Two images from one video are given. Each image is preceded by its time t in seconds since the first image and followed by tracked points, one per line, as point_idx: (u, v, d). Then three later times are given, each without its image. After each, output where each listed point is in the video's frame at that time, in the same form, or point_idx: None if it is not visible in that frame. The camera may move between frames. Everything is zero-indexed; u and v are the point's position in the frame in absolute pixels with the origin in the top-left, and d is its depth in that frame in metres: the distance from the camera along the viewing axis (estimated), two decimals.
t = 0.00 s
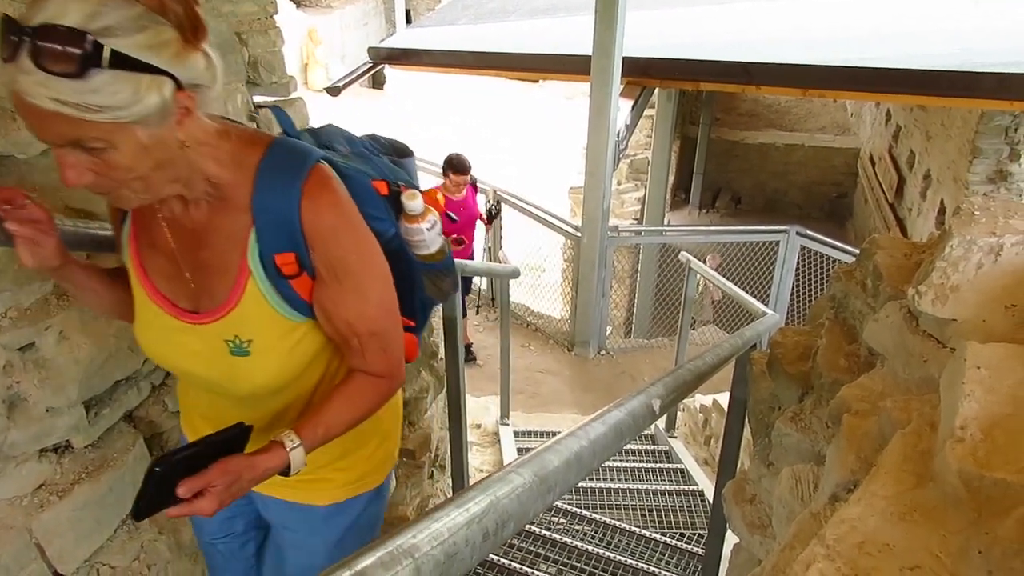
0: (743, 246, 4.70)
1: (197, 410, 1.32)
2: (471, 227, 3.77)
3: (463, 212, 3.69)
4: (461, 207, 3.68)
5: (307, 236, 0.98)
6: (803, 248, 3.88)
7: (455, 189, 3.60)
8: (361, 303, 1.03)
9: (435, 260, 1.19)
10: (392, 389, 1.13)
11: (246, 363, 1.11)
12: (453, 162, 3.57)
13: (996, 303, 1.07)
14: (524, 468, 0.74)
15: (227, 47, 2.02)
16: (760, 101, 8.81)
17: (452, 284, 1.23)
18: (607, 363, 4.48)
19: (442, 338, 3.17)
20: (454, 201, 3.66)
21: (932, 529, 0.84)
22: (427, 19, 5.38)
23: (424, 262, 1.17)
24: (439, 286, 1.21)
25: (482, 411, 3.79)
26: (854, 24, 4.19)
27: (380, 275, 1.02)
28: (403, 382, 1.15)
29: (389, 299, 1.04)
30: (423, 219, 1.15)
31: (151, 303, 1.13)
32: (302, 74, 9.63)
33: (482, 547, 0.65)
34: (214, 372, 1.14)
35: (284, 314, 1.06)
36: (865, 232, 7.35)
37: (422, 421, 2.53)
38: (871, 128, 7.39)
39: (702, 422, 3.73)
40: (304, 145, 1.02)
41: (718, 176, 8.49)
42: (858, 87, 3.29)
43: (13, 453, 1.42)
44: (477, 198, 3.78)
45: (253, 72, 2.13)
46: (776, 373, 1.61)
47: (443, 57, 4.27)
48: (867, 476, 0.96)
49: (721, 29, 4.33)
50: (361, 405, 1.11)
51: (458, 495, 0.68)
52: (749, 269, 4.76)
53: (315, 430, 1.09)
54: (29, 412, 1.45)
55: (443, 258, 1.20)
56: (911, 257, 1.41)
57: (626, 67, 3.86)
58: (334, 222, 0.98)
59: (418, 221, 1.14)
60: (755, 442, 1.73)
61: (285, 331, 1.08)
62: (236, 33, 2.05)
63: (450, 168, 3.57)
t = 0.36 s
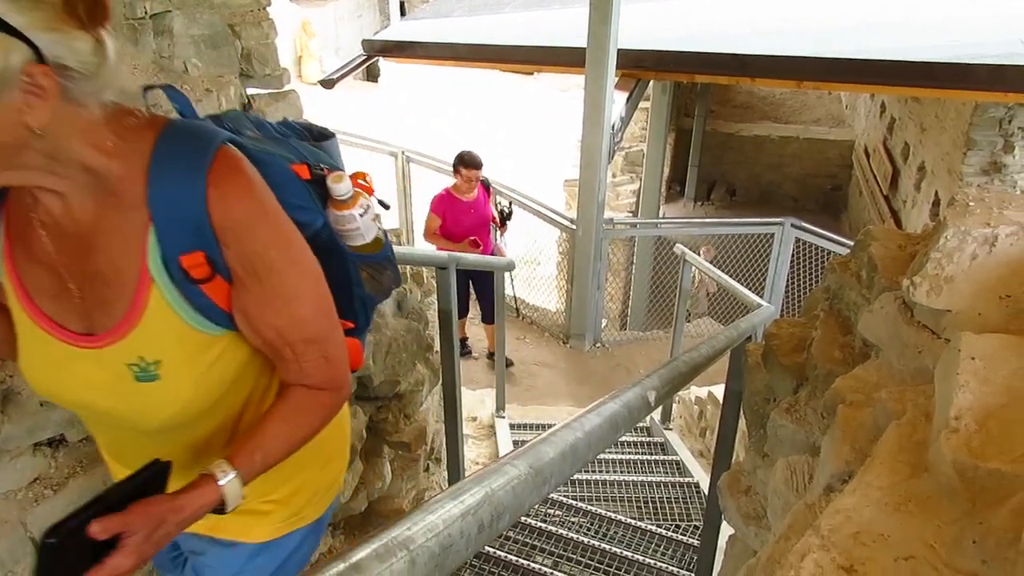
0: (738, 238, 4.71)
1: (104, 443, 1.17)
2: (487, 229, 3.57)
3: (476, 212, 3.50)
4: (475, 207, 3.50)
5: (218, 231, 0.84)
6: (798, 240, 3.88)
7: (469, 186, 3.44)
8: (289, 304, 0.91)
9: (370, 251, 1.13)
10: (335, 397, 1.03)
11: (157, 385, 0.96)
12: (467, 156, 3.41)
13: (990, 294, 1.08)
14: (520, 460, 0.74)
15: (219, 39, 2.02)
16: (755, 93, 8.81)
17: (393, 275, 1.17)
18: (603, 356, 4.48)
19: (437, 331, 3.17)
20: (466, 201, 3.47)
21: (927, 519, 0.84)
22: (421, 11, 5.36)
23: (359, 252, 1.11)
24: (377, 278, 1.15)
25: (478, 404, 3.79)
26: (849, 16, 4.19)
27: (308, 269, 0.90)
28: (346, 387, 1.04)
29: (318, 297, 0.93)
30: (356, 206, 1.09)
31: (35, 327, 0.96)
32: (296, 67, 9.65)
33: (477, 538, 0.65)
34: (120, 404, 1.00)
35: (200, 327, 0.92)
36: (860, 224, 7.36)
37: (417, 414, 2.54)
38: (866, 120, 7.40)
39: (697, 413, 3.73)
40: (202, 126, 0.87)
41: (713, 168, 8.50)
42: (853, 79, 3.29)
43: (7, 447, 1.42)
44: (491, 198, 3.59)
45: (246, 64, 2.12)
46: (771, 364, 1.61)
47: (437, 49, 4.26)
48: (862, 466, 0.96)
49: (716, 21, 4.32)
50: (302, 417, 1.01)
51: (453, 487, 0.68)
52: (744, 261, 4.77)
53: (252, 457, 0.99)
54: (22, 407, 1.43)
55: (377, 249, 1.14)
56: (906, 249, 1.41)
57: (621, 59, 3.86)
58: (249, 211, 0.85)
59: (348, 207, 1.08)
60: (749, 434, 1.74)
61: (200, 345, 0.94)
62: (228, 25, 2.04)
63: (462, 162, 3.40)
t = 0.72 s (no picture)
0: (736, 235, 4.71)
1: None
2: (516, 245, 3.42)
3: (506, 228, 3.33)
4: (505, 224, 3.32)
5: (41, 211, 0.56)
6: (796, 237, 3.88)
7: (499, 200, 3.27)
8: (148, 319, 0.60)
9: (300, 254, 0.79)
10: (219, 440, 0.70)
11: None
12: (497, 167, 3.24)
13: (989, 291, 1.08)
14: (519, 459, 0.74)
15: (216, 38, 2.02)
16: (753, 90, 8.81)
17: (341, 284, 0.84)
18: (602, 353, 4.48)
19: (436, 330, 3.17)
20: (498, 217, 3.29)
21: (926, 516, 0.84)
22: (419, 9, 5.36)
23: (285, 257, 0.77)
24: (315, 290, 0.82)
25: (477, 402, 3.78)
26: (847, 12, 4.19)
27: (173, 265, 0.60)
28: (236, 430, 0.71)
29: (196, 315, 0.62)
30: (277, 196, 0.73)
31: None
32: (294, 66, 9.71)
33: (475, 537, 0.65)
34: None
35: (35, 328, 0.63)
36: (858, 220, 7.36)
37: (416, 412, 2.54)
38: (864, 117, 7.40)
39: (696, 411, 3.73)
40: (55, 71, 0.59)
41: (712, 165, 8.51)
42: (850, 75, 3.29)
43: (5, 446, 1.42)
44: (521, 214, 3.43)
45: (243, 63, 2.11)
46: (770, 362, 1.61)
47: (434, 47, 4.26)
48: (861, 463, 0.96)
49: (714, 18, 4.32)
50: (170, 458, 0.68)
51: (451, 487, 0.68)
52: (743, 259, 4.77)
53: (83, 497, 0.68)
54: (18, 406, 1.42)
55: (311, 251, 0.80)
56: (904, 246, 1.41)
57: (619, 56, 3.85)
58: (89, 185, 0.56)
59: (269, 196, 0.72)
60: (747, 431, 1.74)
61: (40, 356, 0.65)
62: (224, 23, 2.04)
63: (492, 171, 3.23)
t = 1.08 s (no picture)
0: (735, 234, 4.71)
1: None
2: (534, 256, 3.32)
3: (526, 239, 3.23)
4: (525, 235, 3.23)
5: None
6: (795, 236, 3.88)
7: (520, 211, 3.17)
8: None
9: (164, 319, 0.69)
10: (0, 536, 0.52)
11: None
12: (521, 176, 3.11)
13: (986, 290, 1.08)
14: (517, 458, 0.74)
15: (214, 38, 2.01)
16: (752, 89, 8.81)
17: (220, 360, 0.74)
18: (601, 353, 4.48)
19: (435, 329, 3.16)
20: (517, 226, 3.20)
21: (925, 515, 0.84)
22: (417, 8, 5.36)
23: (139, 320, 0.68)
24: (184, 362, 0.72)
25: (476, 401, 3.78)
26: (845, 11, 4.18)
27: None
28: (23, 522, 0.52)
29: None
30: (121, 248, 0.64)
31: None
32: (292, 66, 9.72)
33: (474, 538, 0.65)
34: None
35: None
36: (857, 219, 7.37)
37: (415, 412, 2.54)
38: (862, 115, 7.40)
39: (695, 410, 3.73)
40: None
41: (710, 164, 8.52)
42: (848, 74, 3.29)
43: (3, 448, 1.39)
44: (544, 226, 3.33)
45: (241, 62, 2.10)
46: (769, 360, 1.61)
47: (433, 46, 4.25)
48: (859, 462, 0.96)
49: (713, 17, 4.32)
50: None
51: (449, 487, 0.67)
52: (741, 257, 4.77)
53: None
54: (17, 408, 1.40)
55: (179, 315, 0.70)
56: (903, 244, 1.41)
57: (618, 55, 3.84)
58: None
59: (110, 247, 0.63)
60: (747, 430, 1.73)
61: None
62: (223, 23, 2.03)
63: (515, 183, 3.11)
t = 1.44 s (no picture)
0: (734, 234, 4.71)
1: None
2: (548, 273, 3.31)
3: (539, 257, 3.21)
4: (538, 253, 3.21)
5: None
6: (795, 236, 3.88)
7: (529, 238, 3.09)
8: None
9: (41, 301, 0.81)
10: None
11: None
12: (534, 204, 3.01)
13: (985, 290, 1.08)
14: (516, 458, 0.74)
15: (213, 37, 2.01)
16: (752, 88, 8.81)
17: (100, 350, 0.86)
18: (600, 352, 4.48)
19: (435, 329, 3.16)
20: (530, 246, 3.17)
21: (923, 514, 0.84)
22: (417, 8, 5.35)
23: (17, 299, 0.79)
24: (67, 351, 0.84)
25: (475, 401, 3.78)
26: (844, 10, 4.18)
27: None
28: None
29: None
30: None
31: None
32: (291, 65, 9.72)
33: (474, 537, 0.65)
34: None
35: None
36: (856, 218, 7.37)
37: (415, 411, 2.53)
38: (862, 115, 7.40)
39: (695, 409, 3.73)
40: None
41: (710, 164, 8.52)
42: (848, 73, 3.28)
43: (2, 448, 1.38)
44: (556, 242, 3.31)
45: (241, 62, 2.10)
46: (768, 360, 1.61)
47: (432, 46, 4.25)
48: (859, 462, 0.96)
49: (713, 16, 4.32)
50: None
51: (449, 486, 0.67)
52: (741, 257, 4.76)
53: None
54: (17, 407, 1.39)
55: (54, 299, 0.82)
56: (902, 244, 1.41)
57: (618, 55, 3.84)
58: None
59: None
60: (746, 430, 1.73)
61: None
62: (222, 22, 2.03)
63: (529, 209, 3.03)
